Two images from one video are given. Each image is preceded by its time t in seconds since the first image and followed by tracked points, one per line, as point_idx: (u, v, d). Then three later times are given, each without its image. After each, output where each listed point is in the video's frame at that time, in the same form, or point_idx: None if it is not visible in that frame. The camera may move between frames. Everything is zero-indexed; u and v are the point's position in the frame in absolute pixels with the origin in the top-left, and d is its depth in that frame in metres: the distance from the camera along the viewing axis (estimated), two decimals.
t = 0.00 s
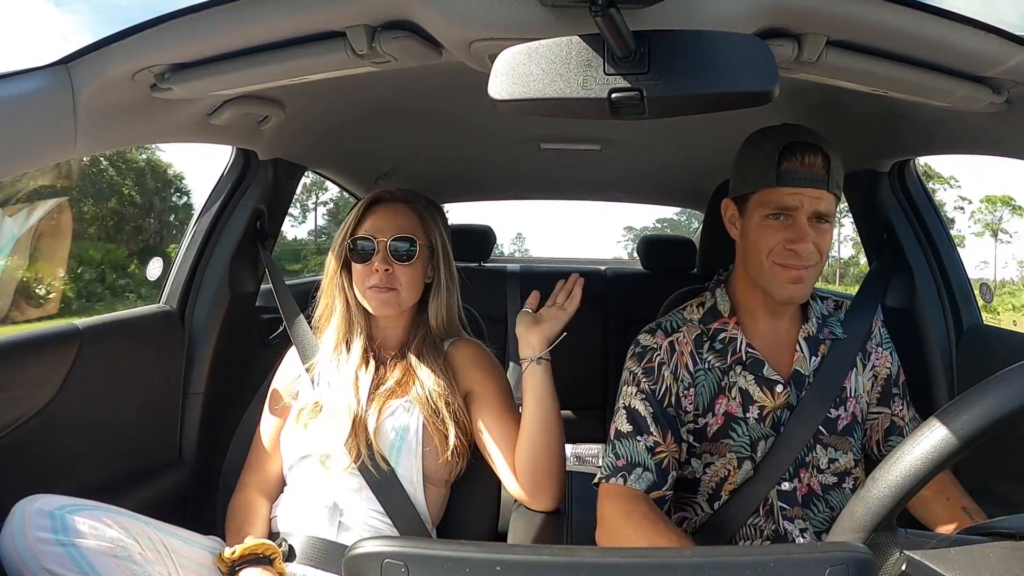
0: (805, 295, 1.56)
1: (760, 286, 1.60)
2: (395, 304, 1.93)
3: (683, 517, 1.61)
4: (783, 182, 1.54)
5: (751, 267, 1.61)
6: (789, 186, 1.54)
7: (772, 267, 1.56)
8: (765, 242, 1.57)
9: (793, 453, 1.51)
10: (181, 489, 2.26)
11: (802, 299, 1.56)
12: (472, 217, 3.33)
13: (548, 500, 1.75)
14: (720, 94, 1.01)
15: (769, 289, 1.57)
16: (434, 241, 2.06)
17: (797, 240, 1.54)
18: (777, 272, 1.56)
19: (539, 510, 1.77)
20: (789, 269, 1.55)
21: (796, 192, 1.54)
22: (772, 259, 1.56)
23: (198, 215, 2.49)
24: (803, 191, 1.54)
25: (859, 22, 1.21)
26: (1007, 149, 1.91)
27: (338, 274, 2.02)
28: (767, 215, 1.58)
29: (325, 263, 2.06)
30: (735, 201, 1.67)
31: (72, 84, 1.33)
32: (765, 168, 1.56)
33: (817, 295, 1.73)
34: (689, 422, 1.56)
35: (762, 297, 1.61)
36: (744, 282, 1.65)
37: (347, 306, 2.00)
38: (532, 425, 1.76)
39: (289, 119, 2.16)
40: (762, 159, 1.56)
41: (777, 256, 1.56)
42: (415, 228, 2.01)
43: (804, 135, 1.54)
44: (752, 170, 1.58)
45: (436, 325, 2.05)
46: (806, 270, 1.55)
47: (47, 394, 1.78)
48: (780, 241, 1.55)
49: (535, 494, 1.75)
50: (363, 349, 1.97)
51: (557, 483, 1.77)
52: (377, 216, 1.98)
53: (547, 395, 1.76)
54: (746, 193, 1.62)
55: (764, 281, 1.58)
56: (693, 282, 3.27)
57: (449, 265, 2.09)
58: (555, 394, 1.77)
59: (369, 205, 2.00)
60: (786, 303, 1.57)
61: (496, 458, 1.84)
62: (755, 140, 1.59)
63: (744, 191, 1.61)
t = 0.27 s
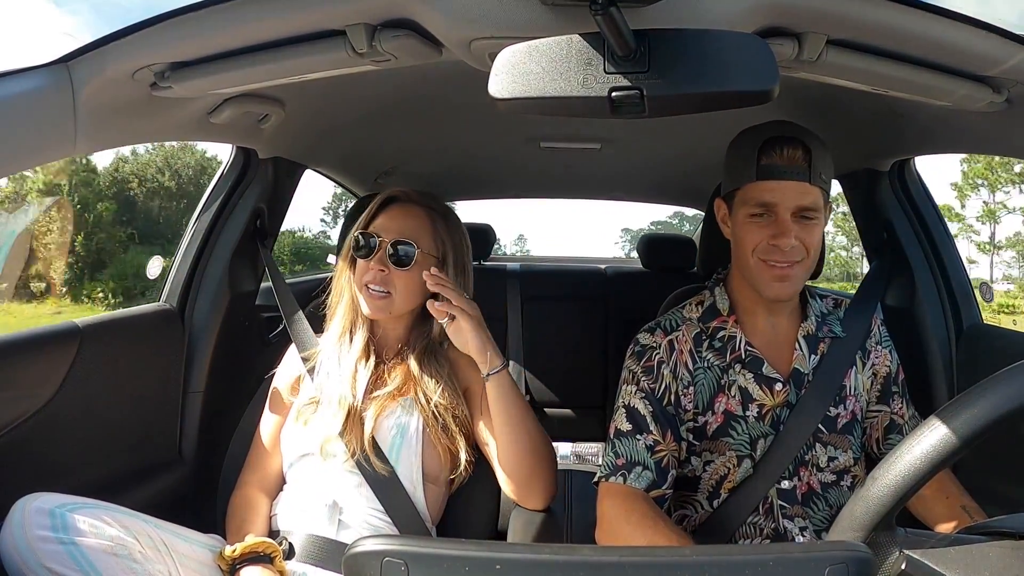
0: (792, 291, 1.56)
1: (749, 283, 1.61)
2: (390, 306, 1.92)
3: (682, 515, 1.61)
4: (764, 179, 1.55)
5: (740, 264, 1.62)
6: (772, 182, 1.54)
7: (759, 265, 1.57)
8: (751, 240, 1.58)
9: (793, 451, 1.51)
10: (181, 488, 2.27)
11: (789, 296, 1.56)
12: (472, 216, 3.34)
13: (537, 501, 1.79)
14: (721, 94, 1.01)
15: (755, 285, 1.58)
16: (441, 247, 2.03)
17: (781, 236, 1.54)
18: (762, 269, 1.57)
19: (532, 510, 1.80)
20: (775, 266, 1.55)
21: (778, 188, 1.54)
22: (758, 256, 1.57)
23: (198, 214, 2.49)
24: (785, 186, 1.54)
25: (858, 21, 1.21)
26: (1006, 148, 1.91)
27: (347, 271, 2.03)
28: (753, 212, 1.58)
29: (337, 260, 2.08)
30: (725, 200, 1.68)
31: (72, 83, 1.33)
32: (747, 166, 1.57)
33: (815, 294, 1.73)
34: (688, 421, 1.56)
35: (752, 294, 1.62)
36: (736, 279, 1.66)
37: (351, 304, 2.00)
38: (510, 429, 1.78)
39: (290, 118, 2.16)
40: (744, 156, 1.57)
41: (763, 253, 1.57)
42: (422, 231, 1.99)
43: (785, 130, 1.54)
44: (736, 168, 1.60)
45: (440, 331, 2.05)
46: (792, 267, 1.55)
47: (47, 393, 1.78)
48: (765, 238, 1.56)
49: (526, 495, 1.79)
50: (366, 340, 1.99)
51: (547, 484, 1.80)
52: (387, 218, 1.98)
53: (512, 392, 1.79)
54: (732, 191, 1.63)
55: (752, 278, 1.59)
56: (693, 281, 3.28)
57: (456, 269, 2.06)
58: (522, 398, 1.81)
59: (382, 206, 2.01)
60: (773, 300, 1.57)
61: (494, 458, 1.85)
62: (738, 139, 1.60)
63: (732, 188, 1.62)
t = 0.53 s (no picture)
0: (769, 297, 1.56)
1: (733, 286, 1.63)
2: (385, 313, 1.89)
3: (682, 515, 1.61)
4: (744, 185, 1.54)
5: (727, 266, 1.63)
6: (750, 189, 1.54)
7: (738, 270, 1.58)
8: (734, 244, 1.59)
9: (793, 451, 1.51)
10: (181, 488, 2.27)
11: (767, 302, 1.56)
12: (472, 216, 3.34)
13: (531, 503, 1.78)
14: (721, 94, 1.01)
15: (737, 289, 1.60)
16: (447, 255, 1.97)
17: (758, 244, 1.54)
18: (740, 275, 1.58)
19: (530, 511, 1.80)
20: (753, 273, 1.56)
21: (755, 196, 1.53)
22: (737, 262, 1.58)
23: (198, 214, 2.49)
24: (764, 193, 1.53)
25: (858, 22, 1.21)
26: (1006, 149, 1.91)
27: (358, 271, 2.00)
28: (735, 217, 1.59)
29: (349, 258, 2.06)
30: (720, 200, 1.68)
31: (72, 82, 1.33)
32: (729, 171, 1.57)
33: (816, 294, 1.73)
34: (688, 421, 1.56)
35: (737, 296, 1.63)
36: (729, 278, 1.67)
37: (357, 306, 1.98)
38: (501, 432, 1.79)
39: (290, 118, 2.16)
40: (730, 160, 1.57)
41: (742, 259, 1.57)
42: (429, 242, 1.94)
43: (765, 134, 1.52)
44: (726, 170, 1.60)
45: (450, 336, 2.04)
46: (769, 274, 1.55)
47: (47, 392, 1.78)
48: (743, 244, 1.57)
49: (521, 497, 1.78)
50: (370, 337, 1.97)
51: (545, 487, 1.79)
52: (395, 224, 1.93)
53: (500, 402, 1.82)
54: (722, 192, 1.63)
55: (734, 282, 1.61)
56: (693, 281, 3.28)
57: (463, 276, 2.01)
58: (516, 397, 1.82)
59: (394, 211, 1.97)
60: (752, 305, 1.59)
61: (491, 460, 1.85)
62: (731, 141, 1.60)
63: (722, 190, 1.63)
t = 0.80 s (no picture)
0: (768, 298, 1.56)
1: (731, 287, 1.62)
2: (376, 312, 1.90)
3: (682, 516, 1.61)
4: (743, 187, 1.54)
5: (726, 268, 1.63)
6: (750, 190, 1.54)
7: (737, 272, 1.58)
8: (732, 245, 1.58)
9: (793, 452, 1.51)
10: (181, 488, 2.27)
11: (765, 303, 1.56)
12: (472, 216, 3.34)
13: (531, 504, 1.78)
14: (721, 95, 1.01)
15: (735, 290, 1.60)
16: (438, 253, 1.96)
17: (757, 245, 1.54)
18: (739, 276, 1.58)
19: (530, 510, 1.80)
20: (752, 275, 1.55)
21: (754, 197, 1.53)
22: (736, 263, 1.58)
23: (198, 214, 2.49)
24: (765, 195, 1.52)
25: (858, 22, 1.21)
26: (1006, 149, 1.91)
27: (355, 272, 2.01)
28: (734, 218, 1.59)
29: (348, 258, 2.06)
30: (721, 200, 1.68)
31: (72, 83, 1.33)
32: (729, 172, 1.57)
33: (815, 294, 1.73)
34: (688, 422, 1.56)
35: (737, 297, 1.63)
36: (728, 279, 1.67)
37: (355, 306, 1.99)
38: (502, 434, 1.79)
39: (290, 119, 2.16)
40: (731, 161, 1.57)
41: (741, 261, 1.57)
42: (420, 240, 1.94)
43: (767, 135, 1.53)
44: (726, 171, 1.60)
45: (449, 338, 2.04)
46: (768, 276, 1.55)
47: (47, 392, 1.78)
48: (742, 245, 1.56)
49: (520, 497, 1.78)
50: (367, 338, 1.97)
51: (545, 488, 1.80)
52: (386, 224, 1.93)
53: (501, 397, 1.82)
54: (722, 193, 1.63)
55: (732, 283, 1.61)
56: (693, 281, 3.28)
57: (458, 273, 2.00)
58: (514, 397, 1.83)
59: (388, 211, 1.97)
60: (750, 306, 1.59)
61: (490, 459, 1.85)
62: (731, 142, 1.59)
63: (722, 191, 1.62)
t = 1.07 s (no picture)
0: (783, 296, 1.55)
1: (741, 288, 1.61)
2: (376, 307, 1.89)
3: (682, 518, 1.61)
4: (757, 184, 1.55)
5: (734, 269, 1.62)
6: (764, 188, 1.55)
7: (751, 270, 1.57)
8: (744, 245, 1.58)
9: (794, 455, 1.51)
10: (180, 490, 2.26)
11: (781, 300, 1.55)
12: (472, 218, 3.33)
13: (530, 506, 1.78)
14: (721, 97, 1.01)
15: (748, 290, 1.59)
16: (429, 254, 1.96)
17: (772, 241, 1.54)
18: (753, 274, 1.57)
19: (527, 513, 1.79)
20: (767, 272, 1.55)
21: (769, 194, 1.54)
22: (750, 261, 1.57)
23: (199, 215, 2.48)
24: (777, 191, 1.54)
25: (857, 24, 1.21)
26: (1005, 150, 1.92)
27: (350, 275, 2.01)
28: (745, 217, 1.58)
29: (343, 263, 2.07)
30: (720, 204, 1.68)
31: (71, 84, 1.33)
32: (738, 171, 1.58)
33: (815, 296, 1.73)
34: (687, 425, 1.56)
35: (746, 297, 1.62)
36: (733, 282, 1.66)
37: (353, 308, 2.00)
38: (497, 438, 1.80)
39: (290, 120, 2.16)
40: (739, 161, 1.58)
41: (755, 259, 1.56)
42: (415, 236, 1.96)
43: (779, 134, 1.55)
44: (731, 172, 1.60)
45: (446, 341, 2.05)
46: (784, 272, 1.55)
47: (46, 394, 1.78)
48: (756, 243, 1.56)
49: (517, 499, 1.78)
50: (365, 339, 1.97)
51: (543, 490, 1.80)
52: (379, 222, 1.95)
53: (491, 399, 1.83)
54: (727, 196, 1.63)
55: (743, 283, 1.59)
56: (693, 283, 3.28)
57: (452, 273, 2.01)
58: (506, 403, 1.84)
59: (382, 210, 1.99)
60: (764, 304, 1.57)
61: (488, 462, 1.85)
62: (737, 143, 1.61)
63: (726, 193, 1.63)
